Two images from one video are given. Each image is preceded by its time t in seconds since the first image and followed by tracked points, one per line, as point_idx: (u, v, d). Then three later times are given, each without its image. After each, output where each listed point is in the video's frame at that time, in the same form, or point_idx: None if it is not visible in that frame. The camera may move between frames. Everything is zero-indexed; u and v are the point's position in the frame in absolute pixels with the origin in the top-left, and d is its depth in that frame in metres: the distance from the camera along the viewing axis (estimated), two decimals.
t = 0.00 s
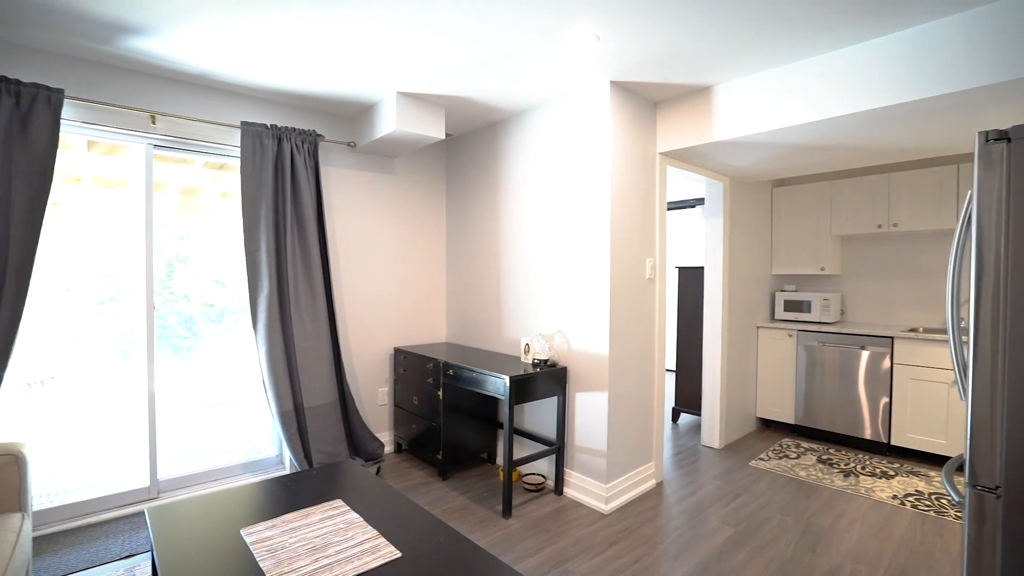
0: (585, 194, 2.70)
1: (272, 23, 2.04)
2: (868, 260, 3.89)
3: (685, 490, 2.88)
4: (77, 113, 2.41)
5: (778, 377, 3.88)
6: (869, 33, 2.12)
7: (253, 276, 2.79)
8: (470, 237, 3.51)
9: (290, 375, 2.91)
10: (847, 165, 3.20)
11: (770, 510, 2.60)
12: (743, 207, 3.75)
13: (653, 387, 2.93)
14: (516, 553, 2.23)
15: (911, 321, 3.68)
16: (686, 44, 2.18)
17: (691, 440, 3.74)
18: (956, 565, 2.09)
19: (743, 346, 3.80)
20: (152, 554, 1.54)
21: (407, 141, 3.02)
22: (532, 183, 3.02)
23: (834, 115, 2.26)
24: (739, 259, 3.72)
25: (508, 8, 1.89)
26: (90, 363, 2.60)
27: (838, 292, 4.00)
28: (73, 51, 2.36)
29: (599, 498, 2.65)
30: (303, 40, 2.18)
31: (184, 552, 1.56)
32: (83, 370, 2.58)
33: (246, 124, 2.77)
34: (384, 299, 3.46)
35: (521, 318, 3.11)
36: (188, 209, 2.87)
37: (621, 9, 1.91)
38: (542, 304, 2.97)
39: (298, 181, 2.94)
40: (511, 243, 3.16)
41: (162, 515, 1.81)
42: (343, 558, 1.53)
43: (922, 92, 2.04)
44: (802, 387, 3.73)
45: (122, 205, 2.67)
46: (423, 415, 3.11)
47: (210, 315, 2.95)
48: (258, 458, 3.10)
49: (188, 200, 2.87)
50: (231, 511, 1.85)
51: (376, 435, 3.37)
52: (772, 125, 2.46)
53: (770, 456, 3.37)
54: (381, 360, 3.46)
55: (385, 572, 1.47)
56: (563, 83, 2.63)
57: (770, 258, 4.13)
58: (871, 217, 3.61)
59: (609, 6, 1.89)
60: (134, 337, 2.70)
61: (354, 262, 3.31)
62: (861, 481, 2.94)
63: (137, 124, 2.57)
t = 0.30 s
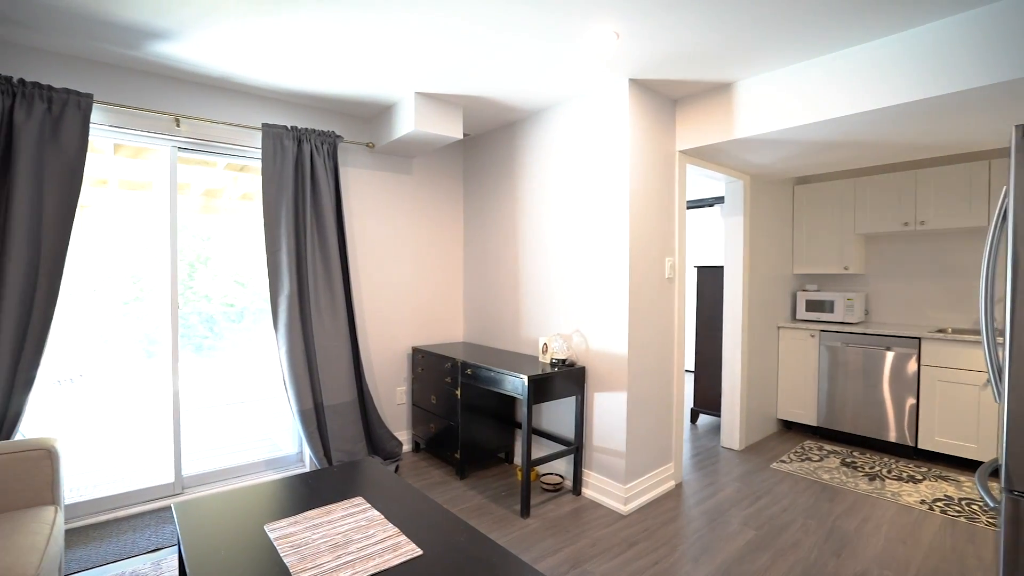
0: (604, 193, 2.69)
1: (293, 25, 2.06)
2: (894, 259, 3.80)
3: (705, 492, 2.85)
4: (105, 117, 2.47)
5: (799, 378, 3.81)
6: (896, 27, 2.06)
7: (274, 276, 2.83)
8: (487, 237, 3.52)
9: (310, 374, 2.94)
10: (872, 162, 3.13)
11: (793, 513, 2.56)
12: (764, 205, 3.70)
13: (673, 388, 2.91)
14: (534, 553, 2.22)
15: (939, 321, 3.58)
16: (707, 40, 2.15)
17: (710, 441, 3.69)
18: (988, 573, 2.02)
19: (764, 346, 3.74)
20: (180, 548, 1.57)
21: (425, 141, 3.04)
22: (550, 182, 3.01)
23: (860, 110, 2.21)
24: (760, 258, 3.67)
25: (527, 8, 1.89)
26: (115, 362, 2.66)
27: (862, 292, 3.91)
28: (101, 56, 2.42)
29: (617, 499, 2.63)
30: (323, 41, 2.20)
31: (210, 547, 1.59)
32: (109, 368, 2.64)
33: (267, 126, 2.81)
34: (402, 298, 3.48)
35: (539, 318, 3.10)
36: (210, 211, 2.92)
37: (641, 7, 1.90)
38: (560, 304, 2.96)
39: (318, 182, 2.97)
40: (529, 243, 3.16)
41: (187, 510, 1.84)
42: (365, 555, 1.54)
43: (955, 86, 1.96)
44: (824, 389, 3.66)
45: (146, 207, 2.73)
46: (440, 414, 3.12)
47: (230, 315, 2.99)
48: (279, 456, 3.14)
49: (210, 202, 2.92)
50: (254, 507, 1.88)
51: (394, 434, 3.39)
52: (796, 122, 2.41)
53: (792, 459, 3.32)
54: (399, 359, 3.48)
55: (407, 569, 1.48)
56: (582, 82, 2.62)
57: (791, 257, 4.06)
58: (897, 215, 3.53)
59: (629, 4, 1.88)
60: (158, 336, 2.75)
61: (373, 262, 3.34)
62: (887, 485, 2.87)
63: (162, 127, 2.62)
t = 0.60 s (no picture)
0: (619, 192, 2.67)
1: (310, 27, 2.07)
2: (917, 258, 3.72)
3: (722, 494, 2.82)
4: (129, 120, 2.53)
5: (818, 379, 3.75)
6: (920, 21, 2.01)
7: (291, 276, 2.87)
8: (502, 238, 3.52)
9: (326, 373, 2.97)
10: (894, 159, 3.07)
11: (812, 517, 2.52)
12: (782, 204, 3.65)
13: (689, 389, 2.88)
14: (549, 553, 2.22)
15: (964, 322, 3.50)
16: (725, 37, 2.12)
17: (727, 443, 3.65)
18: None
19: (782, 347, 3.69)
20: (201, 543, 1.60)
21: (440, 141, 3.05)
22: (566, 182, 3.00)
23: (883, 107, 2.16)
24: (778, 257, 3.62)
25: (542, 7, 1.88)
26: (136, 361, 2.71)
27: (883, 292, 3.84)
28: (124, 61, 2.48)
29: (633, 500, 2.62)
30: (339, 43, 2.21)
31: (231, 542, 1.61)
32: (131, 366, 2.70)
33: (285, 128, 2.85)
34: (417, 298, 3.50)
35: (554, 318, 3.10)
36: (229, 211, 2.96)
37: (657, 5, 1.88)
38: (575, 304, 2.95)
39: (334, 183, 3.00)
40: (544, 244, 3.16)
41: (209, 506, 1.88)
42: (382, 553, 1.55)
43: (983, 81, 1.91)
44: (844, 391, 3.60)
45: (166, 209, 2.78)
46: (455, 414, 3.13)
47: (247, 315, 3.03)
48: (296, 454, 3.18)
49: (228, 203, 2.96)
50: (274, 503, 1.90)
51: (409, 433, 3.42)
52: (815, 119, 2.37)
53: (811, 461, 3.27)
54: (414, 359, 3.50)
55: (425, 568, 1.48)
56: (597, 81, 2.61)
57: (810, 257, 4.00)
58: (920, 213, 3.45)
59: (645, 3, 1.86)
60: (178, 335, 2.80)
61: (388, 262, 3.36)
62: (910, 489, 2.81)
63: (183, 130, 2.68)
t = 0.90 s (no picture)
0: (632, 192, 2.66)
1: (324, 29, 2.09)
2: (937, 257, 3.65)
3: (736, 495, 2.79)
4: (148, 123, 2.58)
5: (835, 380, 3.70)
6: (940, 15, 1.97)
7: (305, 276, 2.89)
8: (515, 238, 3.52)
9: (340, 372, 3.00)
10: (914, 156, 3.01)
11: (829, 520, 2.48)
12: (798, 203, 3.60)
13: (703, 389, 2.86)
14: (562, 553, 2.21)
15: (986, 323, 3.42)
16: (738, 35, 2.10)
17: (741, 444, 3.62)
18: None
19: (798, 348, 3.64)
20: (219, 540, 1.62)
21: (452, 141, 3.06)
22: (578, 181, 2.99)
23: (901, 103, 2.12)
24: (793, 257, 3.57)
25: (554, 6, 1.87)
26: (153, 360, 2.75)
27: (902, 292, 3.77)
28: (143, 65, 2.52)
29: (646, 501, 2.60)
30: (352, 45, 2.23)
31: (247, 539, 1.64)
32: (148, 365, 2.74)
33: (299, 129, 2.88)
34: (429, 298, 3.52)
35: (567, 318, 3.09)
36: (244, 212, 3.00)
37: (669, 4, 1.87)
38: (588, 304, 2.94)
39: (348, 183, 3.02)
40: (556, 244, 3.15)
41: (226, 502, 1.90)
42: (397, 552, 1.56)
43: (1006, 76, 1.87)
44: (862, 392, 3.55)
45: (183, 210, 2.82)
46: (467, 413, 3.14)
47: (261, 315, 3.07)
48: (310, 452, 3.22)
49: (243, 204, 3.00)
50: (289, 501, 1.92)
51: (422, 432, 3.43)
52: (832, 116, 2.33)
53: (827, 463, 3.22)
54: (427, 358, 3.51)
55: (439, 567, 1.49)
56: (610, 80, 2.59)
57: (826, 256, 3.95)
58: (940, 211, 3.38)
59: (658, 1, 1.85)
60: (194, 334, 2.85)
61: (401, 262, 3.38)
62: (930, 493, 2.76)
63: (200, 132, 2.72)
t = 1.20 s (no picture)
0: (645, 191, 2.64)
1: (338, 31, 2.11)
2: (959, 257, 3.57)
3: (751, 498, 2.76)
4: (166, 126, 2.63)
5: (852, 382, 3.64)
6: (962, 10, 1.93)
7: (319, 275, 2.92)
8: (527, 238, 3.52)
9: (353, 372, 3.02)
10: (934, 154, 2.95)
11: (846, 524, 2.44)
12: (814, 202, 3.54)
13: (718, 391, 2.83)
14: (575, 554, 2.21)
15: (1010, 324, 3.34)
16: (754, 33, 2.08)
17: (756, 446, 3.57)
18: None
19: (814, 349, 3.59)
20: (234, 537, 1.64)
21: (465, 142, 3.06)
22: (591, 181, 2.98)
23: (921, 100, 2.07)
24: (809, 256, 3.52)
25: (566, 6, 1.87)
26: (170, 358, 2.80)
27: (922, 292, 3.70)
28: (161, 69, 2.57)
29: (659, 503, 2.58)
30: (366, 47, 2.25)
31: (263, 536, 1.65)
32: (165, 364, 2.78)
33: (313, 131, 2.90)
34: (442, 298, 3.53)
35: (579, 318, 3.08)
36: (259, 213, 3.04)
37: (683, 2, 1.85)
38: (601, 304, 2.93)
39: (361, 184, 3.04)
40: (569, 244, 3.14)
41: (241, 500, 1.92)
42: (410, 551, 1.56)
43: None
44: (880, 394, 3.48)
45: (200, 211, 2.86)
46: (480, 413, 3.15)
47: (275, 314, 3.10)
48: (323, 451, 3.25)
49: (258, 205, 3.04)
50: (303, 499, 1.94)
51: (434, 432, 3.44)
52: (850, 113, 2.29)
53: (845, 466, 3.17)
54: (439, 358, 3.53)
55: (452, 566, 1.49)
56: (623, 80, 2.58)
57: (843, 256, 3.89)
58: (962, 210, 3.30)
59: None
60: (210, 334, 2.89)
61: (414, 262, 3.40)
62: (951, 498, 2.70)
63: (217, 135, 2.77)
